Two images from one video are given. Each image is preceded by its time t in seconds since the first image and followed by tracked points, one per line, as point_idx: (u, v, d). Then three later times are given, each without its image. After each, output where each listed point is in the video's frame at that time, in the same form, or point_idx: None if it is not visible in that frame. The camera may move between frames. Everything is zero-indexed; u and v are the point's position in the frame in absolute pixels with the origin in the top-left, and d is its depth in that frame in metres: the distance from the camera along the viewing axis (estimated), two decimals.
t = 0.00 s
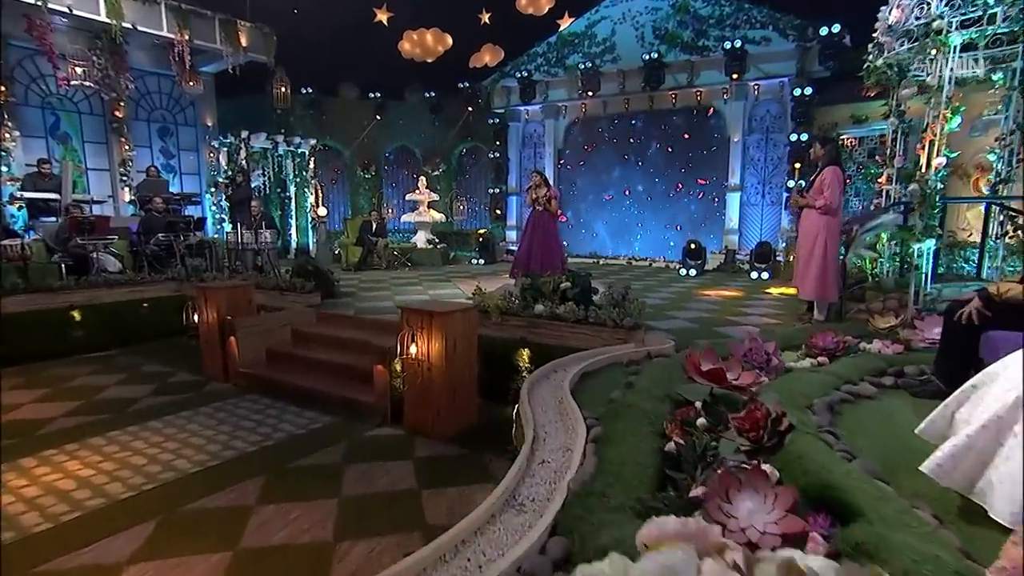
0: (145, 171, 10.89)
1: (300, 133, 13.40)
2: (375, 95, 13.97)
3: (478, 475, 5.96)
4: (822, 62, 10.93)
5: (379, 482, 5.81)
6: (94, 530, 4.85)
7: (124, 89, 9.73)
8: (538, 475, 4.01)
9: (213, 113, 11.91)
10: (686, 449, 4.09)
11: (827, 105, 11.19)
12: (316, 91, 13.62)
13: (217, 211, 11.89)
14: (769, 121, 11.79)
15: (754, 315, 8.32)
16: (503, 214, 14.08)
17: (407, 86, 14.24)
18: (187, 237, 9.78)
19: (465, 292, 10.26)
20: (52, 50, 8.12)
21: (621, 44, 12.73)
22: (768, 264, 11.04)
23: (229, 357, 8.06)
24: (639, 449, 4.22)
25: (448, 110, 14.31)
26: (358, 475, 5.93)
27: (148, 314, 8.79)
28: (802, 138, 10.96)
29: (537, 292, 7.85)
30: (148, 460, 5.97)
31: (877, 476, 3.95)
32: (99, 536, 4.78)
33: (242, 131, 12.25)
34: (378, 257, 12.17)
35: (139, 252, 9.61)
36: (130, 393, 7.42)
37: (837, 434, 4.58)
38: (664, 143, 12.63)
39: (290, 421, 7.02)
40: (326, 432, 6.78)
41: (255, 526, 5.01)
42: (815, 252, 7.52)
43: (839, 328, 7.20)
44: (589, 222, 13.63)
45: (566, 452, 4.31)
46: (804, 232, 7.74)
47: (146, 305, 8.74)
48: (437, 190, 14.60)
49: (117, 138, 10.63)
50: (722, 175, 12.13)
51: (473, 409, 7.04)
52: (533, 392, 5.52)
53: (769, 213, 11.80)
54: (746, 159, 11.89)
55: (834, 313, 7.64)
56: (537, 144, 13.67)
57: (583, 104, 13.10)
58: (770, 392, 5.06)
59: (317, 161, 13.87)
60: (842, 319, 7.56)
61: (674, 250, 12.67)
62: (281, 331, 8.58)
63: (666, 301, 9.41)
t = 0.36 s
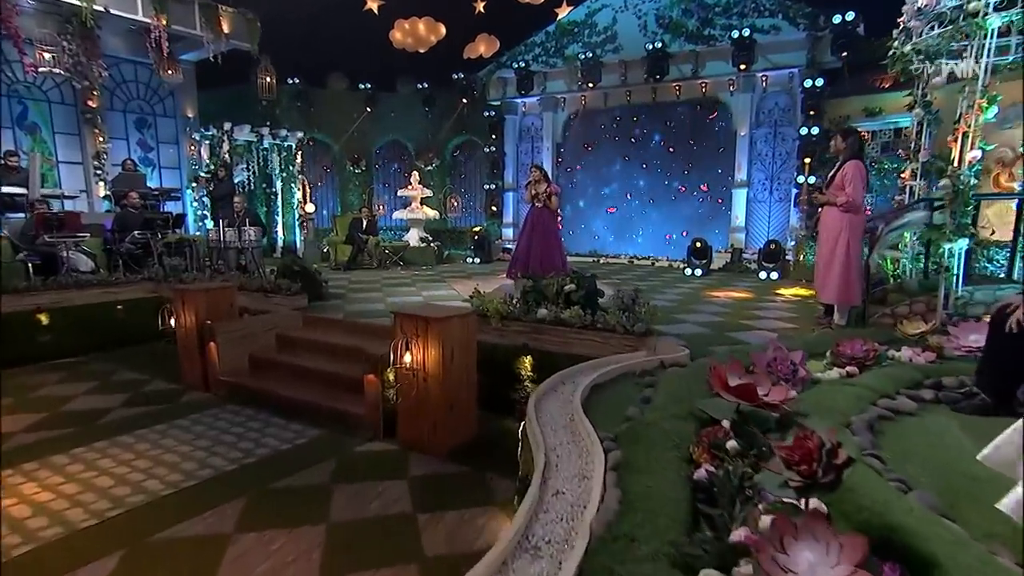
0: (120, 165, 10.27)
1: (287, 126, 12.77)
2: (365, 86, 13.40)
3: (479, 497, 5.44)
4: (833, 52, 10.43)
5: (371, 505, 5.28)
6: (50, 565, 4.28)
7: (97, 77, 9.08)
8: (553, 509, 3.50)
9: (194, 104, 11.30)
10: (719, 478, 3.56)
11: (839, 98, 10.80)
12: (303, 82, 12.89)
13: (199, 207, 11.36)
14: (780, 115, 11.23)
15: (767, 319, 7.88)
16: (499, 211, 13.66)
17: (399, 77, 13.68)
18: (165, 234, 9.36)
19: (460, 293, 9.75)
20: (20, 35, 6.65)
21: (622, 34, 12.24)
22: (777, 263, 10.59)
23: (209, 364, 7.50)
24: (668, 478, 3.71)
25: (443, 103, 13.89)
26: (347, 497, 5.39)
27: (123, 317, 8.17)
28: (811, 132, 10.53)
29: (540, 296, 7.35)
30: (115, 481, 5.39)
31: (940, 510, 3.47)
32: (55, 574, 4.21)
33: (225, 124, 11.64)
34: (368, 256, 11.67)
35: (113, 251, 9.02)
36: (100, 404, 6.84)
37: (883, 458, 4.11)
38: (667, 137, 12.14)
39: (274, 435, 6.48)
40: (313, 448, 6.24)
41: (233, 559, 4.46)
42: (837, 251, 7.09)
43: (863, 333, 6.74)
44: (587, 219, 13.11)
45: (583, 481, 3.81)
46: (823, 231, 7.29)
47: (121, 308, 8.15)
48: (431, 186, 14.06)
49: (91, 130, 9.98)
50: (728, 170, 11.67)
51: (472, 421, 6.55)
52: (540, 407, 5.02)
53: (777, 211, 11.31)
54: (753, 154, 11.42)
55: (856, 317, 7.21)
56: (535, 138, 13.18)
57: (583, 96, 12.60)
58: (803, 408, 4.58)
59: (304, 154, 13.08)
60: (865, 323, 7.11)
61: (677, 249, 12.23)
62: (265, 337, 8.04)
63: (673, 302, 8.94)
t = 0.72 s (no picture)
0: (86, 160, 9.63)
1: (267, 120, 12.05)
2: (349, 79, 12.82)
3: (476, 526, 4.91)
4: (839, 43, 10.04)
5: (356, 537, 4.73)
6: None
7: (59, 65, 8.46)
8: (567, 560, 2.98)
9: (166, 96, 10.86)
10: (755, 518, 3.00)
11: (841, 92, 10.41)
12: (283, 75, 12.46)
13: (172, 205, 10.77)
14: (784, 109, 10.84)
15: (778, 327, 7.42)
16: (489, 210, 13.05)
17: (384, 70, 13.11)
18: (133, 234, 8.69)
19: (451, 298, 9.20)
20: None
21: (618, 25, 11.71)
22: (781, 264, 10.16)
23: (179, 376, 6.94)
24: (701, 519, 3.19)
25: (431, 95, 13.21)
26: (329, 527, 4.84)
27: (87, 324, 7.67)
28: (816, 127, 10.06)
29: (537, 302, 6.86)
30: (68, 512, 4.81)
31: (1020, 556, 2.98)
32: None
33: (199, 117, 10.91)
34: (353, 257, 11.23)
35: (77, 253, 8.42)
36: (57, 422, 6.25)
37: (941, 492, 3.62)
38: (664, 133, 11.66)
39: (249, 456, 5.92)
40: (292, 471, 5.69)
41: None
42: (854, 252, 6.57)
43: (885, 342, 6.29)
44: (581, 219, 12.63)
45: (600, 522, 3.29)
46: (840, 231, 6.77)
47: (84, 314, 7.59)
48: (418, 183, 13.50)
49: (53, 122, 9.38)
50: (729, 167, 11.22)
51: (467, 439, 6.04)
52: (542, 430, 4.52)
53: (779, 209, 10.95)
54: (754, 151, 11.02)
55: (874, 323, 6.80)
56: (527, 134, 12.68)
57: (576, 90, 12.10)
58: (840, 432, 4.10)
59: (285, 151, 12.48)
60: (884, 330, 6.67)
61: (675, 249, 11.74)
62: (242, 345, 7.49)
63: (675, 307, 8.48)
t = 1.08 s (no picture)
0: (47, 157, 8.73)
1: (243, 117, 11.48)
2: (331, 74, 12.20)
3: (471, 567, 4.38)
4: (845, 36, 9.52)
5: None
6: None
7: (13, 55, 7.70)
8: None
9: (134, 90, 10.16)
10: None
11: (846, 89, 9.91)
12: (262, 69, 11.77)
13: (143, 206, 10.20)
14: (787, 106, 10.42)
15: (790, 338, 6.96)
16: (478, 210, 12.48)
17: (369, 65, 12.51)
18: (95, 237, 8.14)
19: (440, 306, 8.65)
20: None
21: (614, 18, 11.21)
22: (786, 269, 9.70)
23: (142, 394, 6.36)
24: None
25: (417, 91, 12.66)
26: (306, 570, 4.29)
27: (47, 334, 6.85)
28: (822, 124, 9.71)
29: (535, 312, 6.34)
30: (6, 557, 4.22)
31: None
32: None
33: (170, 112, 10.36)
34: (336, 261, 10.72)
35: (34, 258, 7.81)
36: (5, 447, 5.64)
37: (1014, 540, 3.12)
38: (662, 132, 11.18)
39: (219, 485, 5.35)
40: (266, 502, 5.13)
41: None
42: (875, 258, 6.02)
43: (912, 356, 5.81)
44: (574, 221, 12.12)
45: None
46: (859, 234, 6.23)
47: (41, 324, 6.59)
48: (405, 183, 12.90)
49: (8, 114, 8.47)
50: (731, 167, 10.75)
51: (459, 464, 5.52)
52: (548, 462, 4.00)
53: (781, 210, 10.51)
54: (756, 149, 10.56)
55: (897, 334, 6.31)
56: (519, 133, 12.14)
57: (570, 86, 11.57)
58: (888, 467, 3.60)
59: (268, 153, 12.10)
60: (908, 342, 6.19)
61: (673, 253, 11.27)
62: (213, 359, 6.91)
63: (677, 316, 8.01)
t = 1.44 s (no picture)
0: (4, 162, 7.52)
1: (221, 118, 10.91)
2: (314, 72, 11.62)
3: None
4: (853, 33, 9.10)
5: None
6: None
7: None
8: None
9: (103, 88, 9.24)
10: None
11: (855, 89, 9.40)
12: (241, 66, 11.15)
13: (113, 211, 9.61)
14: (793, 106, 9.93)
15: (807, 352, 6.48)
16: (470, 215, 11.83)
17: (355, 63, 11.94)
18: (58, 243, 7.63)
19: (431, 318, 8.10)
20: None
21: (611, 14, 10.72)
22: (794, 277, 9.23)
23: (104, 420, 5.81)
24: None
25: (406, 90, 12.04)
26: None
27: None
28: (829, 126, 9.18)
29: (535, 328, 5.83)
30: None
31: None
32: None
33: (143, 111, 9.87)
34: (320, 269, 10.17)
35: None
36: None
37: None
38: (661, 133, 10.69)
39: (184, 524, 4.79)
40: (236, 543, 4.57)
41: None
42: (904, 267, 5.55)
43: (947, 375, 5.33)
44: (569, 226, 11.61)
45: None
46: (885, 241, 5.75)
47: None
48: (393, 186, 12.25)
49: None
50: (735, 169, 10.25)
51: (454, 499, 4.98)
52: (558, 508, 3.51)
53: (786, 215, 10.03)
54: (760, 151, 10.08)
55: (928, 352, 5.75)
56: (512, 135, 11.63)
57: (565, 86, 11.08)
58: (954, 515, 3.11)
59: (247, 157, 11.64)
60: (938, 360, 5.60)
61: (673, 259, 10.78)
62: (183, 379, 6.34)
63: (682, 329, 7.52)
